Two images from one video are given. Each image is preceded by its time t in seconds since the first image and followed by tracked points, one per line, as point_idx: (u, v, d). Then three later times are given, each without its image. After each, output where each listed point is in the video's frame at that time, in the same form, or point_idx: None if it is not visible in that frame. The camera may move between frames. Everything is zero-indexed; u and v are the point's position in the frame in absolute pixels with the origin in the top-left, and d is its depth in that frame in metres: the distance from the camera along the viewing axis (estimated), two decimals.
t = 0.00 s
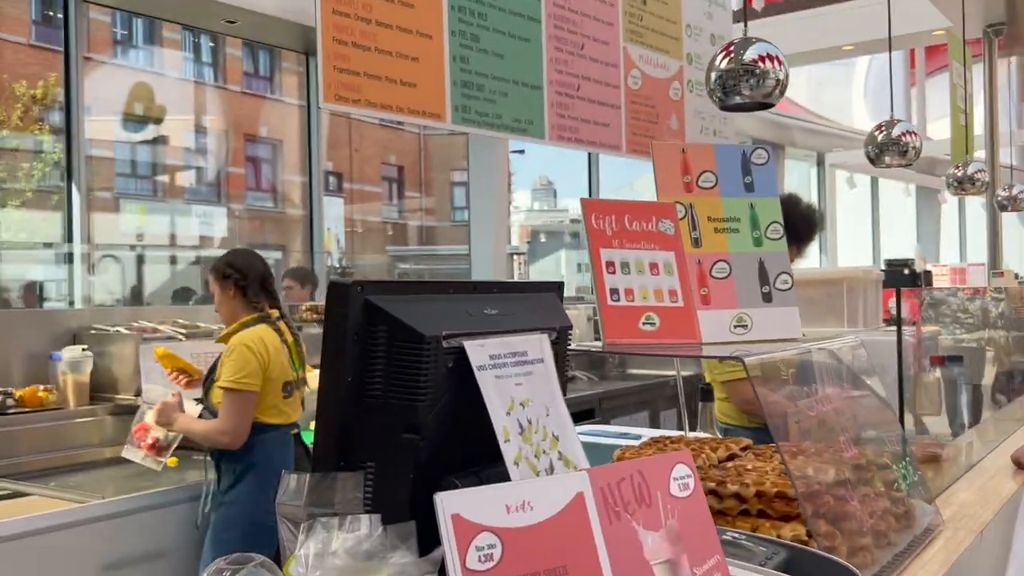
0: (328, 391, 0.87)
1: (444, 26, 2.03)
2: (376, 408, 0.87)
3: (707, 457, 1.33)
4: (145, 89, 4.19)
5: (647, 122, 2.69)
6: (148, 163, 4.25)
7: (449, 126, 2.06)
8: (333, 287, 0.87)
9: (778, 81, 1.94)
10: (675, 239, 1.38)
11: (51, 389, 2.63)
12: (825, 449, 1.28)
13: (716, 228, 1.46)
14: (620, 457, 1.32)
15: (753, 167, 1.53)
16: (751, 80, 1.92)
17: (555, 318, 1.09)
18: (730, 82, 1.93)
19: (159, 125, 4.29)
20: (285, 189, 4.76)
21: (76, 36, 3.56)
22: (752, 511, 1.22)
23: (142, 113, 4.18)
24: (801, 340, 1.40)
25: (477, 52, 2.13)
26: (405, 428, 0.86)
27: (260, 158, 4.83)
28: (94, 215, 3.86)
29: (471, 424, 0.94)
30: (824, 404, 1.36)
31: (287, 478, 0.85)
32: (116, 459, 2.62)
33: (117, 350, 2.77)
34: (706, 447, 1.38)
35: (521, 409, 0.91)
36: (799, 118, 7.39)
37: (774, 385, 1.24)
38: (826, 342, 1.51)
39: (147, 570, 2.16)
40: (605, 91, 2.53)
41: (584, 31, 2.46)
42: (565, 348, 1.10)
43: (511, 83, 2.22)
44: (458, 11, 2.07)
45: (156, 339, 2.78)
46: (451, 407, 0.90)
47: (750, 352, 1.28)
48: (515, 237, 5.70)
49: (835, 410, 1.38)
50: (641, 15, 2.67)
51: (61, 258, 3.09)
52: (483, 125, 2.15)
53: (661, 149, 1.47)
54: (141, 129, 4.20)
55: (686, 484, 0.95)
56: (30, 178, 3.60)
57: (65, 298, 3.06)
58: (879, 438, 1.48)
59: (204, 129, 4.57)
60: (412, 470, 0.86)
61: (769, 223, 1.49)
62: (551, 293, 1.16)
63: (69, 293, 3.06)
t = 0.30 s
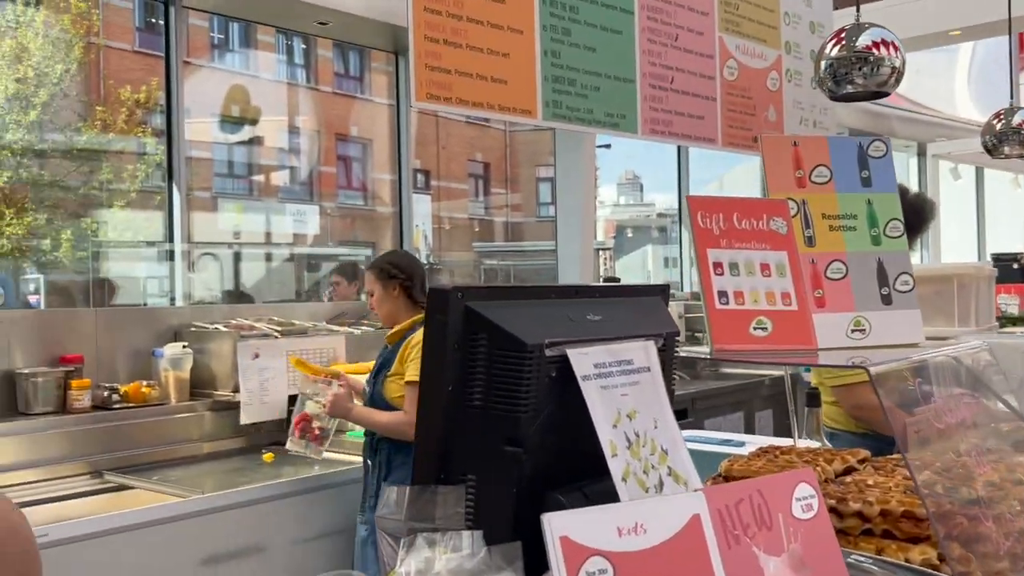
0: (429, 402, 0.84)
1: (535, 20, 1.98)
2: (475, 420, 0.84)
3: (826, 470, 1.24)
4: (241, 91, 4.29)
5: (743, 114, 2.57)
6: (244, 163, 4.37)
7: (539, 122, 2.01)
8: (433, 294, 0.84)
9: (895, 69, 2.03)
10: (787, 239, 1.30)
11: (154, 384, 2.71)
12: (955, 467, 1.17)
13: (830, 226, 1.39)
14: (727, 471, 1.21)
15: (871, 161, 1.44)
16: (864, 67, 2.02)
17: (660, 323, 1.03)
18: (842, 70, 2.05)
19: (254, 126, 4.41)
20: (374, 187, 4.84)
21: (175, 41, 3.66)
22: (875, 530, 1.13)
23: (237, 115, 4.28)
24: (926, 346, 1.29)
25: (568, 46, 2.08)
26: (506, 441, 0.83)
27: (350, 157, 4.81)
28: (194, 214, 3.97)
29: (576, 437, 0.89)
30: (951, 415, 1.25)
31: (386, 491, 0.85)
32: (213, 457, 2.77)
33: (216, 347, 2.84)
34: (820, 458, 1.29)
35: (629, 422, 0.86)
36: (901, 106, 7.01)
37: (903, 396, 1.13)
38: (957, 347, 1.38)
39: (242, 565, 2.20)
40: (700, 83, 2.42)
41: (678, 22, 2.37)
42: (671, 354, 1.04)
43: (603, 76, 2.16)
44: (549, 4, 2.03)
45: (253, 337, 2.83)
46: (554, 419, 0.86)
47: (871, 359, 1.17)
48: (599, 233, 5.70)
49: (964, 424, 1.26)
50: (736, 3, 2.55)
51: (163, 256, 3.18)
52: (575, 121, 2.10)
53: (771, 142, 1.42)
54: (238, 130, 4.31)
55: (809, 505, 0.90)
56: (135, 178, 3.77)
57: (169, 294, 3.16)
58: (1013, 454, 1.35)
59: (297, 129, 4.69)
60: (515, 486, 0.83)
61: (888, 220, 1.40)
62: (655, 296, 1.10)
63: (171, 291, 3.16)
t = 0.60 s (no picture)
0: (502, 412, 0.84)
1: (612, 19, 1.96)
2: (548, 431, 0.83)
3: (914, 483, 1.18)
4: (323, 95, 4.41)
5: (828, 111, 2.48)
6: (326, 166, 4.44)
7: (616, 122, 1.99)
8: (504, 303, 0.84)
9: (986, 62, 2.16)
10: (875, 243, 1.25)
11: (239, 384, 2.80)
12: None
13: (920, 229, 1.33)
14: (809, 482, 1.14)
15: (963, 160, 1.37)
16: (955, 61, 2.16)
17: (740, 332, 1.00)
18: (933, 64, 2.19)
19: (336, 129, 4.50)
20: (451, 188, 4.91)
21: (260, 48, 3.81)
22: (969, 549, 1.07)
23: (320, 118, 4.38)
24: None
25: (645, 44, 2.04)
26: (580, 453, 0.81)
27: (430, 158, 4.87)
28: (279, 216, 4.08)
29: (651, 449, 0.88)
30: None
31: (458, 499, 0.82)
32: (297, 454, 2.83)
33: (299, 348, 2.91)
34: (909, 471, 1.23)
35: (707, 435, 0.83)
36: (999, 96, 6.67)
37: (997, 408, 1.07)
38: None
39: (322, 562, 2.25)
40: (783, 79, 2.35)
41: (759, 18, 2.30)
42: (751, 364, 1.01)
43: (680, 74, 2.12)
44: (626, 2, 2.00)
45: (334, 337, 2.88)
46: (629, 431, 0.84)
47: (964, 369, 1.11)
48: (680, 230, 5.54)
49: None
50: None
51: (249, 256, 3.20)
52: (653, 120, 2.06)
53: (858, 142, 1.37)
54: (320, 133, 4.39)
55: (897, 523, 0.85)
56: (222, 182, 3.90)
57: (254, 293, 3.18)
58: None
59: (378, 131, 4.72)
60: (588, 499, 0.82)
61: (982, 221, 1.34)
62: (734, 303, 1.07)
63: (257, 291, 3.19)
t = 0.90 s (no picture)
0: (556, 417, 0.84)
1: (672, 21, 1.95)
2: (603, 437, 0.83)
3: (983, 492, 1.12)
4: (387, 102, 4.47)
5: (895, 111, 2.41)
6: (390, 171, 4.47)
7: (677, 125, 1.97)
8: (558, 308, 0.84)
9: None
10: (940, 247, 1.21)
11: (304, 386, 2.88)
12: None
13: (988, 232, 1.32)
14: (873, 490, 1.10)
15: None
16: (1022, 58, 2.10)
17: (800, 337, 0.98)
18: (1001, 62, 2.12)
19: (399, 135, 4.53)
20: (513, 192, 5.03)
21: (325, 54, 4.15)
22: None
23: (383, 124, 4.44)
24: None
25: (706, 45, 2.03)
26: (635, 459, 0.81)
27: (491, 162, 4.92)
28: (343, 221, 4.24)
29: (707, 456, 0.87)
30: None
31: (513, 504, 0.82)
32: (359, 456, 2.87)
33: (362, 350, 2.96)
34: (978, 480, 1.17)
35: (764, 442, 0.82)
36: None
37: None
38: None
39: (383, 563, 2.29)
40: (848, 79, 2.29)
41: (824, 17, 2.26)
42: (811, 370, 0.99)
43: (742, 76, 2.09)
44: (686, 4, 1.99)
45: (396, 340, 2.93)
46: (684, 437, 0.84)
47: None
48: (746, 233, 5.38)
49: None
50: None
51: (315, 260, 3.29)
52: (714, 123, 2.04)
53: (923, 144, 1.33)
54: (384, 140, 4.44)
55: (963, 534, 0.83)
56: (289, 188, 4.10)
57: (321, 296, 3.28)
58: None
59: (441, 137, 4.75)
60: (643, 506, 0.81)
61: None
62: (795, 308, 1.05)
63: (323, 293, 3.27)
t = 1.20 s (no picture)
0: (601, 425, 0.85)
1: (718, 27, 1.94)
2: (650, 445, 0.83)
3: None
4: (432, 110, 4.53)
5: (947, 115, 2.36)
6: (435, 179, 4.53)
7: (723, 131, 1.96)
8: (604, 316, 0.85)
9: None
10: (995, 254, 1.19)
11: (351, 392, 2.92)
12: None
13: None
14: (926, 501, 1.08)
15: None
16: None
17: (849, 345, 0.97)
18: None
19: (443, 144, 4.58)
20: (557, 199, 5.05)
21: (370, 65, 4.21)
22: None
23: (428, 133, 4.50)
24: None
25: (752, 51, 2.01)
26: (682, 468, 0.81)
27: (534, 169, 4.96)
28: (389, 228, 4.33)
29: (756, 466, 0.86)
30: None
31: (560, 511, 0.84)
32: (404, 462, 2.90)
33: (407, 357, 3.00)
34: None
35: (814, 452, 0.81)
36: None
37: None
38: None
39: (428, 568, 2.30)
40: (897, 83, 2.25)
41: (873, 21, 2.22)
42: (861, 379, 0.98)
43: (789, 81, 2.07)
44: (732, 9, 1.97)
45: (441, 347, 2.95)
46: (732, 446, 0.84)
47: None
48: (793, 239, 5.32)
49: None
50: None
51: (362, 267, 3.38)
52: (761, 129, 2.02)
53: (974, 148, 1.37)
54: (428, 148, 4.51)
55: (1017, 548, 0.85)
56: (336, 197, 4.18)
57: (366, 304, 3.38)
58: None
59: (484, 145, 4.77)
60: (690, 514, 0.81)
61: None
62: (844, 316, 1.04)
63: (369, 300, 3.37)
